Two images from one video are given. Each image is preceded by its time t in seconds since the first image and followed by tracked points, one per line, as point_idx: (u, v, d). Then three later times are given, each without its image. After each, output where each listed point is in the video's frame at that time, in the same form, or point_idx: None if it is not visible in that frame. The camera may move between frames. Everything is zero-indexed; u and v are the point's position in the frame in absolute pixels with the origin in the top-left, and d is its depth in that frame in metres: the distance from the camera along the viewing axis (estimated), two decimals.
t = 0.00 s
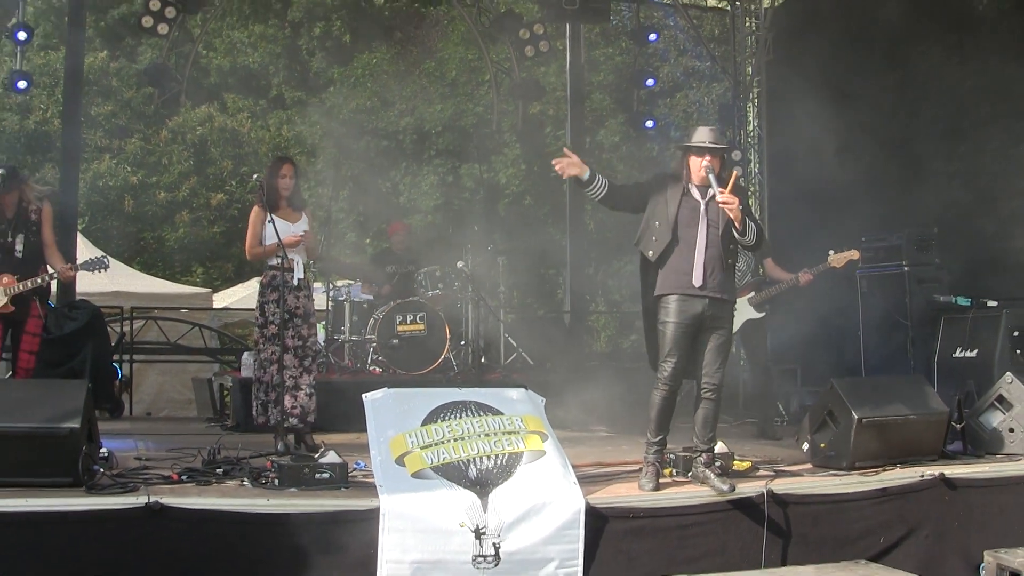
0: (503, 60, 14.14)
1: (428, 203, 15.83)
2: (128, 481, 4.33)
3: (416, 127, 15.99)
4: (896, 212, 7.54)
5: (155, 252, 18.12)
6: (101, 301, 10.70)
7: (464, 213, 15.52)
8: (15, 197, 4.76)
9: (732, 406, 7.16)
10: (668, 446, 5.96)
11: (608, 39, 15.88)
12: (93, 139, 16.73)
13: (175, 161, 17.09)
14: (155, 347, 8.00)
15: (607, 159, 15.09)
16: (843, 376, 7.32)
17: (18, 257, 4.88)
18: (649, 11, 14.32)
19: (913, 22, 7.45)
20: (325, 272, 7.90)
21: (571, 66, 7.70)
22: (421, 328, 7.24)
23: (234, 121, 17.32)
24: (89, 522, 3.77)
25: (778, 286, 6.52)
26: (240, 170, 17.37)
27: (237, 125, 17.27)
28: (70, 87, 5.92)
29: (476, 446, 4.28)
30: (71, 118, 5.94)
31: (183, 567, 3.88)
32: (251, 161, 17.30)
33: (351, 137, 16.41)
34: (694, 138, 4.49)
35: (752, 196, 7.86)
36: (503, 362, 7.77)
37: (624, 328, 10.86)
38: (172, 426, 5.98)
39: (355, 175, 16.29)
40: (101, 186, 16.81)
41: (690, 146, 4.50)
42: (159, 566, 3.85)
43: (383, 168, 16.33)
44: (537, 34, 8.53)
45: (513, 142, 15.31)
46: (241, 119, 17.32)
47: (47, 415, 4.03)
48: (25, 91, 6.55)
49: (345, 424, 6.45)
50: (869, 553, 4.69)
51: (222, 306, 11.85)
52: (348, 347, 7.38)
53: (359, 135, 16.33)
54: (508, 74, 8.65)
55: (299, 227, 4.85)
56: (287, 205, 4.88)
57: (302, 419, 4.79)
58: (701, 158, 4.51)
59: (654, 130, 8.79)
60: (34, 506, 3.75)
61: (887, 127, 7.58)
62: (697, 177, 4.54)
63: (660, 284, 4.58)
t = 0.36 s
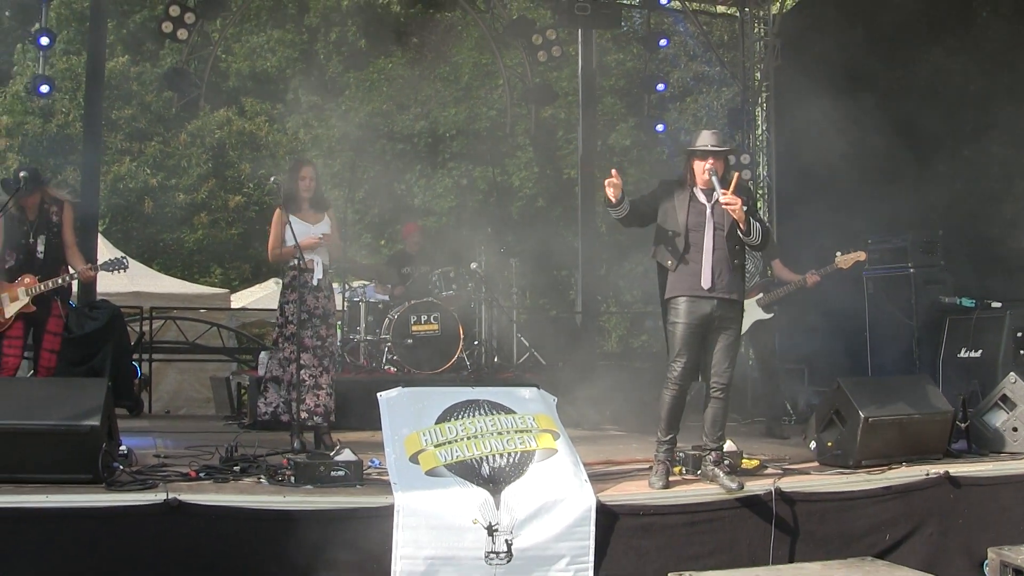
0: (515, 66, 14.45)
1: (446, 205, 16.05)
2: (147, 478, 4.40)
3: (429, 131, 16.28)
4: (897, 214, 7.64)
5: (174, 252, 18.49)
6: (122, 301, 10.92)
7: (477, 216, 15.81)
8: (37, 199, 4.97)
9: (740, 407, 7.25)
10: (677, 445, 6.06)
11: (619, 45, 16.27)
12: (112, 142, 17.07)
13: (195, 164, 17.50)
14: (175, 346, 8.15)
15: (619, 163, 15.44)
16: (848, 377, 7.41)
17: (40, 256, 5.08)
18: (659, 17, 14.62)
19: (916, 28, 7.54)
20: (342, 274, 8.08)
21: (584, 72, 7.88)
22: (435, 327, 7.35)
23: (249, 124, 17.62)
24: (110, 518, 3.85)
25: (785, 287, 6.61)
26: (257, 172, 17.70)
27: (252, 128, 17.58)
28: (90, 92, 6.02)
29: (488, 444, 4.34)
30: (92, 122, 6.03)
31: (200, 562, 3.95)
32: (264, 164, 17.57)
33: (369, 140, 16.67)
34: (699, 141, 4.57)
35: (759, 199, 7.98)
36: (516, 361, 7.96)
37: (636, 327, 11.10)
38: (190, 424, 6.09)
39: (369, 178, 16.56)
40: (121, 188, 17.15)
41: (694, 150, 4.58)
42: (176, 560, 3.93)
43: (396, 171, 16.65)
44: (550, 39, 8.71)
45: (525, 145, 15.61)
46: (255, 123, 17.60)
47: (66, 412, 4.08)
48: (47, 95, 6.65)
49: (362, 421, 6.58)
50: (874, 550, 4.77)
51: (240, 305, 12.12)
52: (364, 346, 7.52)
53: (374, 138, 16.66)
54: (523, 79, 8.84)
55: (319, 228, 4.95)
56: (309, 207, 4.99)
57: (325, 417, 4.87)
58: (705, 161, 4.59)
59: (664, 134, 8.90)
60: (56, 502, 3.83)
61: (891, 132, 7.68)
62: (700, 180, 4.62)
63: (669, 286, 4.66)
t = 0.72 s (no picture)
0: (529, 66, 14.54)
1: (458, 206, 16.35)
2: (162, 478, 4.40)
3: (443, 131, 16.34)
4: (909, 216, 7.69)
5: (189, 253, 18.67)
6: (136, 302, 10.99)
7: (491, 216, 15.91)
8: (52, 199, 4.97)
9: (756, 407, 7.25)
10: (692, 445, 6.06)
11: (633, 45, 16.44)
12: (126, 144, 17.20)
13: (209, 165, 17.69)
14: (190, 345, 8.20)
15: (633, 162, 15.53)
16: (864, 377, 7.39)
17: (55, 257, 5.07)
18: (672, 18, 14.72)
19: (929, 28, 7.53)
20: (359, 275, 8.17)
21: (597, 72, 7.89)
22: (450, 328, 7.48)
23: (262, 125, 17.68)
24: (123, 517, 3.86)
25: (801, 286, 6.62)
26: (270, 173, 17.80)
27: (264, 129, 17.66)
28: (105, 92, 6.05)
29: (503, 444, 4.34)
30: (106, 124, 6.05)
31: (214, 563, 3.95)
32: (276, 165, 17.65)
33: (383, 141, 16.77)
34: (708, 142, 4.55)
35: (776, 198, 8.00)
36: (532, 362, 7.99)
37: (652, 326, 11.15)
38: (205, 425, 6.12)
39: (383, 180, 16.65)
40: (134, 189, 17.36)
41: (704, 150, 4.55)
42: (189, 560, 3.93)
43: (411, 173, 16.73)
44: (563, 39, 8.71)
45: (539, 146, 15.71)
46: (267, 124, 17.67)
47: (80, 412, 4.07)
48: (62, 97, 6.67)
49: (379, 421, 6.62)
50: (891, 551, 4.75)
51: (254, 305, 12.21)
52: (380, 346, 7.65)
53: (389, 139, 16.73)
54: (536, 79, 8.85)
55: (340, 230, 4.95)
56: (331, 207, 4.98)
57: (340, 419, 4.88)
58: (714, 161, 4.56)
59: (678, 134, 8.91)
60: (71, 503, 3.83)
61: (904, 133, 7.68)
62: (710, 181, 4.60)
63: (682, 285, 4.65)
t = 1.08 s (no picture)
0: (551, 66, 14.63)
1: (480, 204, 16.23)
2: (184, 477, 4.39)
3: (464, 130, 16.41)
4: (927, 215, 7.70)
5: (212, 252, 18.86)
6: (160, 301, 11.09)
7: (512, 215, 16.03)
8: (77, 199, 5.05)
9: (777, 407, 7.25)
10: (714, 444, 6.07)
11: (653, 44, 16.52)
12: (149, 143, 17.35)
13: (231, 164, 17.85)
14: (213, 343, 8.27)
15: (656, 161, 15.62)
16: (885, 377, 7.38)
17: (77, 257, 5.11)
18: (693, 18, 14.79)
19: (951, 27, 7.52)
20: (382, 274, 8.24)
21: (619, 72, 7.90)
22: (472, 327, 7.69)
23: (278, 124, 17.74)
24: (147, 515, 3.85)
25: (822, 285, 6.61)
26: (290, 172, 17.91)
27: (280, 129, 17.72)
28: (127, 92, 6.06)
29: (525, 443, 4.30)
30: (129, 123, 6.06)
31: (240, 561, 3.96)
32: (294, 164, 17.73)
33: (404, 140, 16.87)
34: (732, 140, 4.53)
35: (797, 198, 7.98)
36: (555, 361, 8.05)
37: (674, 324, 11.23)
38: (227, 424, 6.14)
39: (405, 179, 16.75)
40: (159, 189, 17.61)
41: (728, 149, 4.54)
42: (212, 558, 3.94)
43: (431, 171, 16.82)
44: (586, 38, 8.76)
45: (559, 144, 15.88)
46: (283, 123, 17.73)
47: (103, 410, 4.07)
48: (85, 97, 6.69)
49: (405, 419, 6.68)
50: (914, 551, 4.73)
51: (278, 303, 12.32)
52: (401, 345, 7.76)
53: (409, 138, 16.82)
54: (558, 78, 8.89)
55: (366, 230, 4.98)
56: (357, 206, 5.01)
57: (365, 418, 4.87)
58: (739, 160, 4.54)
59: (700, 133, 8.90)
60: (93, 501, 3.84)
61: (926, 132, 7.69)
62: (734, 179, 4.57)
63: (706, 284, 4.62)
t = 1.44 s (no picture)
0: (570, 66, 14.73)
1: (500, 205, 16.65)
2: (203, 476, 4.38)
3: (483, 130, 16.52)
4: (945, 216, 7.69)
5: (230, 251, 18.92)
6: (181, 302, 11.15)
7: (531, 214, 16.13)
8: (95, 197, 5.04)
9: (796, 407, 7.27)
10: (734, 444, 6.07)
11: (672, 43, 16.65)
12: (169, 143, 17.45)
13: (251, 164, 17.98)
14: (233, 343, 8.31)
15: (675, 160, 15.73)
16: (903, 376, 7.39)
17: (93, 254, 5.10)
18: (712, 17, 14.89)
19: (967, 27, 7.53)
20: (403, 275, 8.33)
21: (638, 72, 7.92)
22: (492, 327, 7.74)
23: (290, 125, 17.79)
24: (165, 515, 3.84)
25: (842, 285, 6.60)
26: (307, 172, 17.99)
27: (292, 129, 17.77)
28: (146, 91, 6.06)
29: (545, 443, 4.29)
30: (147, 123, 6.06)
31: (262, 560, 3.96)
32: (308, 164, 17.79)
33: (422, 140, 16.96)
34: (757, 140, 4.52)
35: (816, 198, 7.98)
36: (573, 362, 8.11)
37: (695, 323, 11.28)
38: (246, 424, 6.16)
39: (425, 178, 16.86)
40: (177, 188, 17.59)
41: (752, 148, 4.52)
42: (230, 558, 3.94)
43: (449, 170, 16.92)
44: (605, 38, 8.79)
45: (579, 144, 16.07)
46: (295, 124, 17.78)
47: (124, 410, 4.07)
48: (104, 97, 6.69)
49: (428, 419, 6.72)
50: (933, 552, 4.73)
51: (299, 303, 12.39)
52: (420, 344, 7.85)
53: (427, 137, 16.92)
54: (578, 77, 8.92)
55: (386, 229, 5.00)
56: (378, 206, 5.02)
57: (386, 418, 4.88)
58: (764, 159, 4.53)
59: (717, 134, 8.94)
60: (111, 501, 3.82)
61: (944, 133, 7.70)
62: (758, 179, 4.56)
63: (730, 284, 4.62)
